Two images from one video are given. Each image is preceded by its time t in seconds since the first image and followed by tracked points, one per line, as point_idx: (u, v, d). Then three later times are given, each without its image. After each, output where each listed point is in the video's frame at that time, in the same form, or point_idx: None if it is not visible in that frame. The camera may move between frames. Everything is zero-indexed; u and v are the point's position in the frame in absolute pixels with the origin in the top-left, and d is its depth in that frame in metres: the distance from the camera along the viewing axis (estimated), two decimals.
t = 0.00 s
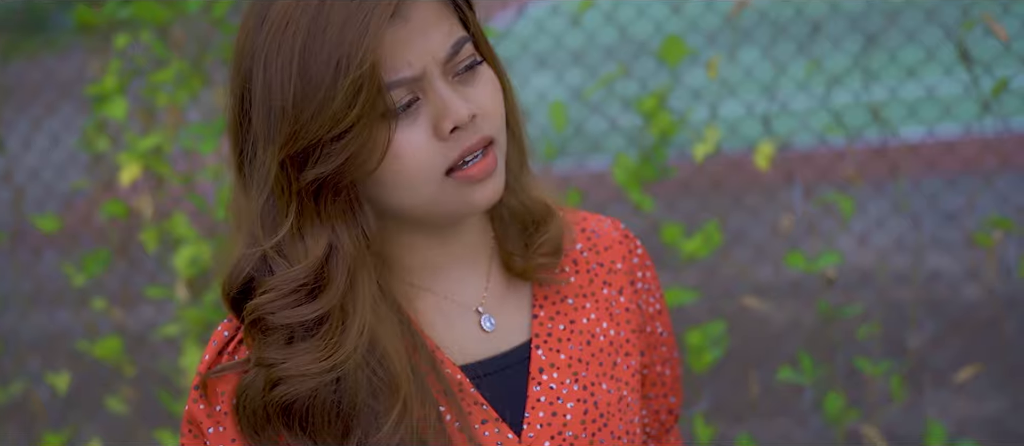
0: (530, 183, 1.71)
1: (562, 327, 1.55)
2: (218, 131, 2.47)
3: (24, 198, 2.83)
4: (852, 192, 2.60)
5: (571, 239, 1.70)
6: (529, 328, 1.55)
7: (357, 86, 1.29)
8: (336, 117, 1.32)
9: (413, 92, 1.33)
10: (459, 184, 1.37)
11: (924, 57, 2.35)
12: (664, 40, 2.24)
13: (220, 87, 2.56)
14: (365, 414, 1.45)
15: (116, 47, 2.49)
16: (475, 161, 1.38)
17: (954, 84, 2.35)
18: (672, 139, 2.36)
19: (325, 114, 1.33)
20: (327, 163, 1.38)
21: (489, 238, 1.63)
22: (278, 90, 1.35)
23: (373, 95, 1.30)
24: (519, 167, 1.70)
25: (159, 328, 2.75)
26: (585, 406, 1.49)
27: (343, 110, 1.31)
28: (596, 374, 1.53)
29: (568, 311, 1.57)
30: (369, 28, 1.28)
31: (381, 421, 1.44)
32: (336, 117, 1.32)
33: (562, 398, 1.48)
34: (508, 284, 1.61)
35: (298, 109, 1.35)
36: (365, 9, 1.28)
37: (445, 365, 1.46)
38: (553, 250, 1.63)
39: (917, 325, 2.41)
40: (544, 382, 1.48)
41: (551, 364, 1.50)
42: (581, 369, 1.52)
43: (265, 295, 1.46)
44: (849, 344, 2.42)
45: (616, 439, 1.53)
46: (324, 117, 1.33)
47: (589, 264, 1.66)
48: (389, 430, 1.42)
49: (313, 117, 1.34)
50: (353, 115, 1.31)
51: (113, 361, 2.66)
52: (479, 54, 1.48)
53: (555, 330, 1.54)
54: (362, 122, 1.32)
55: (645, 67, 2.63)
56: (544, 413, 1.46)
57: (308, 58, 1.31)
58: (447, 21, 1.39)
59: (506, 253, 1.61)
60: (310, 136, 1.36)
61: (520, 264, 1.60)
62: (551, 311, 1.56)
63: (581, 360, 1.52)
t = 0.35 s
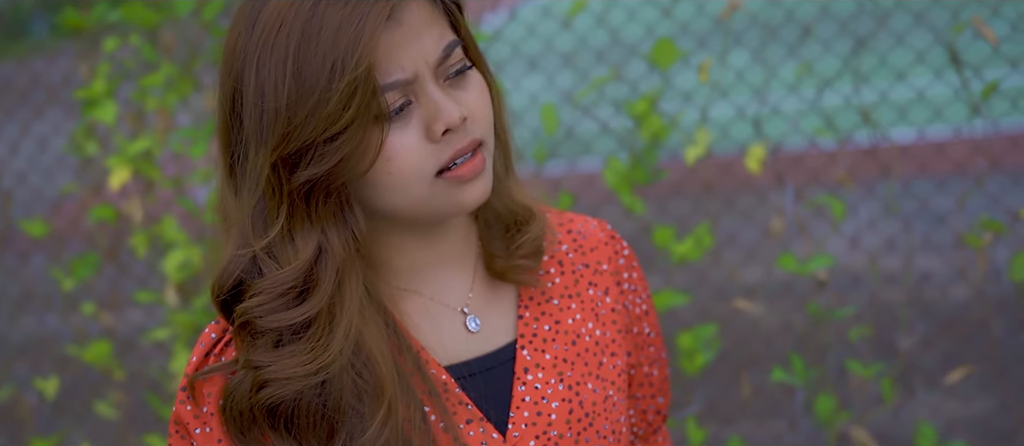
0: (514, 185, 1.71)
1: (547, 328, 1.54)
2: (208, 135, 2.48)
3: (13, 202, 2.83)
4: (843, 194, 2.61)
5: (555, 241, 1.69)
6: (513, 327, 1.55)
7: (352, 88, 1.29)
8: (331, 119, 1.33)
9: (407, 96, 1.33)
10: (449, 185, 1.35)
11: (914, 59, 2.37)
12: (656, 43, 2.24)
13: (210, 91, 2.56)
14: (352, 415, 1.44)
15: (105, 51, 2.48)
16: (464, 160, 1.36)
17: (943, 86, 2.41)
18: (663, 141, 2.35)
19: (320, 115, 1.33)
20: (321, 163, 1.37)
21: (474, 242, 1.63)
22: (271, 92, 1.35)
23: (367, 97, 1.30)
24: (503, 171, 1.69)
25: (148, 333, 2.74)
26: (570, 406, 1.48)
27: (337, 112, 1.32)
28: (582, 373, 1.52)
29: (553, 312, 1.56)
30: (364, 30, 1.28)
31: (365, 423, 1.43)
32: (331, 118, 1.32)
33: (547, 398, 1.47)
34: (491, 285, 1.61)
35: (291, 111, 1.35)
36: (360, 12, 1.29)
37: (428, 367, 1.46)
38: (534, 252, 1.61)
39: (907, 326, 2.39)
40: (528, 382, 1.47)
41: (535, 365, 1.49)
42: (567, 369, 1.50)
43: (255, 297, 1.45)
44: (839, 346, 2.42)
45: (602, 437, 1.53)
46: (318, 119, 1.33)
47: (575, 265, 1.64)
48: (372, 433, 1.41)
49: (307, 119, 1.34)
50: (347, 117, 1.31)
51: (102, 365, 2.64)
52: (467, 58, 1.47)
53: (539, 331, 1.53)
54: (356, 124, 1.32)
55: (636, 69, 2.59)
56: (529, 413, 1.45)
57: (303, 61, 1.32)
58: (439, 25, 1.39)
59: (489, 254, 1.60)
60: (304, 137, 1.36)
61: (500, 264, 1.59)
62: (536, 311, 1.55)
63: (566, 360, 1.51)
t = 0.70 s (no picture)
0: (507, 188, 1.67)
1: (539, 326, 1.54)
2: (203, 137, 2.47)
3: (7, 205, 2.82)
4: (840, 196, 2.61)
5: (547, 240, 1.68)
6: (506, 326, 1.55)
7: (345, 94, 1.29)
8: (324, 123, 1.32)
9: (401, 103, 1.33)
10: (439, 191, 1.35)
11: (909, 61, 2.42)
12: (653, 45, 2.23)
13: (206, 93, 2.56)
14: (344, 412, 1.43)
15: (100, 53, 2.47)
16: (455, 166, 1.36)
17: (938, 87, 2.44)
18: (660, 144, 2.34)
19: (313, 119, 1.33)
20: (313, 167, 1.37)
21: (466, 240, 1.62)
22: (265, 94, 1.35)
23: (360, 103, 1.30)
24: (495, 172, 1.66)
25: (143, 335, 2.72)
26: (562, 403, 1.49)
27: (330, 117, 1.31)
28: (574, 371, 1.52)
29: (545, 310, 1.56)
30: (358, 37, 1.28)
31: (359, 417, 1.43)
32: (324, 122, 1.32)
33: (540, 395, 1.47)
34: (485, 284, 1.60)
35: (285, 114, 1.35)
36: (355, 18, 1.29)
37: (422, 365, 1.45)
38: (528, 252, 1.60)
39: (902, 328, 2.40)
40: (521, 380, 1.48)
41: (528, 362, 1.49)
42: (559, 367, 1.51)
43: (247, 296, 1.45)
44: (836, 348, 2.44)
45: (595, 434, 1.53)
46: (311, 123, 1.33)
47: (566, 265, 1.64)
48: (365, 427, 1.41)
49: (300, 122, 1.34)
50: (340, 122, 1.31)
51: (96, 369, 2.62)
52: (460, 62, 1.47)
53: (532, 329, 1.53)
54: (349, 129, 1.32)
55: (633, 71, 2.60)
56: (522, 410, 1.46)
57: (298, 64, 1.31)
58: (434, 31, 1.38)
59: (483, 255, 1.60)
60: (297, 140, 1.36)
61: (495, 264, 1.58)
62: (528, 310, 1.56)
63: (558, 358, 1.52)
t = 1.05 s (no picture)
0: (504, 190, 1.68)
1: (535, 324, 1.53)
2: (203, 138, 2.46)
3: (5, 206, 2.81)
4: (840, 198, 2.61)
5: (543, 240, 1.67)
6: (502, 324, 1.55)
7: (345, 98, 1.29)
8: (323, 125, 1.32)
9: (398, 105, 1.32)
10: (434, 195, 1.35)
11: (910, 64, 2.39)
12: (655, 47, 2.23)
13: (206, 94, 2.55)
14: (340, 405, 1.41)
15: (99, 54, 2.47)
16: (450, 172, 1.36)
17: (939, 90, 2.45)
18: (661, 145, 2.34)
19: (313, 121, 1.33)
20: (311, 168, 1.37)
21: (464, 240, 1.63)
22: (267, 94, 1.35)
23: (359, 107, 1.30)
24: (492, 175, 1.66)
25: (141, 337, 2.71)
26: (558, 400, 1.48)
27: (330, 119, 1.31)
28: (570, 368, 1.52)
29: (541, 308, 1.56)
30: (360, 43, 1.28)
31: (356, 410, 1.41)
32: (323, 125, 1.32)
33: (536, 392, 1.47)
34: (482, 284, 1.60)
35: (286, 114, 1.35)
36: (357, 24, 1.29)
37: (418, 363, 1.45)
38: (525, 252, 1.60)
39: (902, 329, 2.40)
40: (517, 377, 1.47)
41: (523, 360, 1.49)
42: (555, 364, 1.51)
43: (245, 291, 1.45)
44: (836, 350, 2.44)
45: (591, 432, 1.52)
46: (311, 124, 1.33)
47: (562, 264, 1.63)
48: (361, 420, 1.39)
49: (300, 124, 1.34)
50: (339, 125, 1.31)
51: (94, 371, 2.61)
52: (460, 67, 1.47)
53: (528, 327, 1.52)
54: (348, 131, 1.32)
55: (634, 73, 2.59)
56: (518, 406, 1.45)
57: (299, 66, 1.31)
58: (435, 37, 1.38)
59: (479, 253, 1.60)
60: (296, 141, 1.36)
61: (491, 263, 1.58)
62: (524, 308, 1.55)
63: (554, 355, 1.51)
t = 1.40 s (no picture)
0: (508, 200, 1.68)
1: (536, 329, 1.53)
2: (204, 142, 2.46)
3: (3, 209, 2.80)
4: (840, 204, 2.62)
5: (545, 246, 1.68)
6: (503, 329, 1.54)
7: (349, 114, 1.28)
8: (327, 140, 1.32)
9: (405, 123, 1.32)
10: (435, 208, 1.36)
11: (911, 70, 2.40)
12: (657, 52, 2.24)
13: (207, 98, 2.55)
14: (342, 411, 1.41)
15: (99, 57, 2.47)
16: (452, 186, 1.36)
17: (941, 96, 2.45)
18: (662, 151, 2.35)
19: (316, 135, 1.32)
20: (314, 182, 1.37)
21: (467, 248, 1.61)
22: (273, 105, 1.35)
23: (363, 123, 1.29)
24: (497, 183, 1.67)
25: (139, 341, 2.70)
26: (558, 405, 1.48)
27: (333, 135, 1.31)
28: (571, 373, 1.51)
29: (542, 314, 1.56)
30: (366, 60, 1.28)
31: (356, 415, 1.41)
32: (326, 139, 1.32)
33: (536, 396, 1.47)
34: (484, 290, 1.60)
35: (291, 126, 1.34)
36: (364, 40, 1.28)
37: (418, 366, 1.45)
38: (525, 260, 1.60)
39: (902, 334, 2.41)
40: (517, 381, 1.47)
41: (524, 365, 1.49)
42: (555, 369, 1.50)
43: (247, 299, 1.44)
44: (836, 355, 2.44)
45: (591, 437, 1.52)
46: (314, 138, 1.33)
47: (564, 269, 1.63)
48: (363, 426, 1.39)
49: (304, 137, 1.33)
50: (343, 140, 1.30)
51: (92, 375, 2.61)
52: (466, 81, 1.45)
53: (529, 332, 1.52)
54: (351, 148, 1.31)
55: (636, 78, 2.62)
56: (518, 410, 1.45)
57: (305, 79, 1.31)
58: (442, 52, 1.37)
59: (482, 261, 1.60)
60: (300, 154, 1.35)
61: (493, 270, 1.58)
62: (525, 313, 1.55)
63: (555, 360, 1.51)
